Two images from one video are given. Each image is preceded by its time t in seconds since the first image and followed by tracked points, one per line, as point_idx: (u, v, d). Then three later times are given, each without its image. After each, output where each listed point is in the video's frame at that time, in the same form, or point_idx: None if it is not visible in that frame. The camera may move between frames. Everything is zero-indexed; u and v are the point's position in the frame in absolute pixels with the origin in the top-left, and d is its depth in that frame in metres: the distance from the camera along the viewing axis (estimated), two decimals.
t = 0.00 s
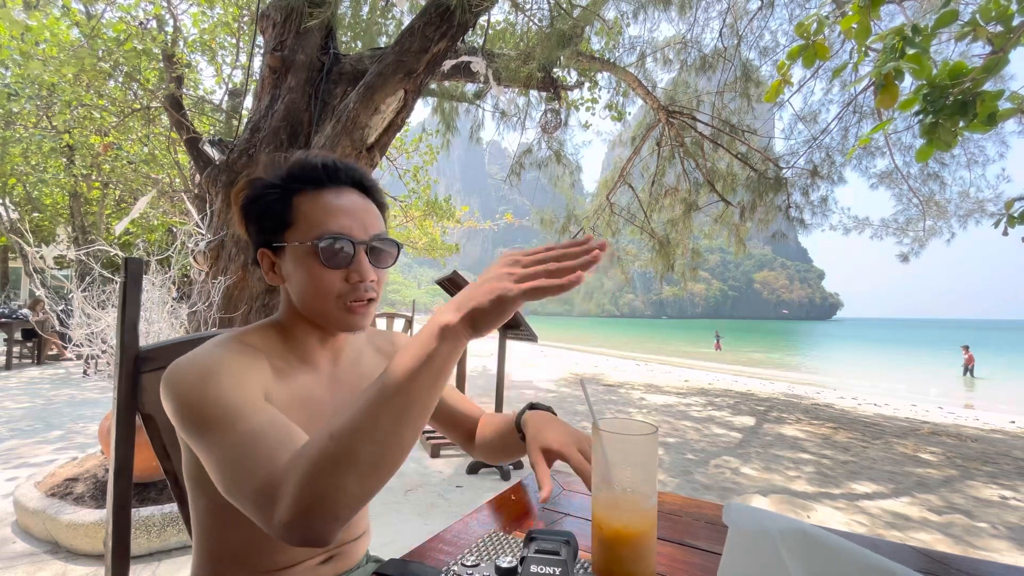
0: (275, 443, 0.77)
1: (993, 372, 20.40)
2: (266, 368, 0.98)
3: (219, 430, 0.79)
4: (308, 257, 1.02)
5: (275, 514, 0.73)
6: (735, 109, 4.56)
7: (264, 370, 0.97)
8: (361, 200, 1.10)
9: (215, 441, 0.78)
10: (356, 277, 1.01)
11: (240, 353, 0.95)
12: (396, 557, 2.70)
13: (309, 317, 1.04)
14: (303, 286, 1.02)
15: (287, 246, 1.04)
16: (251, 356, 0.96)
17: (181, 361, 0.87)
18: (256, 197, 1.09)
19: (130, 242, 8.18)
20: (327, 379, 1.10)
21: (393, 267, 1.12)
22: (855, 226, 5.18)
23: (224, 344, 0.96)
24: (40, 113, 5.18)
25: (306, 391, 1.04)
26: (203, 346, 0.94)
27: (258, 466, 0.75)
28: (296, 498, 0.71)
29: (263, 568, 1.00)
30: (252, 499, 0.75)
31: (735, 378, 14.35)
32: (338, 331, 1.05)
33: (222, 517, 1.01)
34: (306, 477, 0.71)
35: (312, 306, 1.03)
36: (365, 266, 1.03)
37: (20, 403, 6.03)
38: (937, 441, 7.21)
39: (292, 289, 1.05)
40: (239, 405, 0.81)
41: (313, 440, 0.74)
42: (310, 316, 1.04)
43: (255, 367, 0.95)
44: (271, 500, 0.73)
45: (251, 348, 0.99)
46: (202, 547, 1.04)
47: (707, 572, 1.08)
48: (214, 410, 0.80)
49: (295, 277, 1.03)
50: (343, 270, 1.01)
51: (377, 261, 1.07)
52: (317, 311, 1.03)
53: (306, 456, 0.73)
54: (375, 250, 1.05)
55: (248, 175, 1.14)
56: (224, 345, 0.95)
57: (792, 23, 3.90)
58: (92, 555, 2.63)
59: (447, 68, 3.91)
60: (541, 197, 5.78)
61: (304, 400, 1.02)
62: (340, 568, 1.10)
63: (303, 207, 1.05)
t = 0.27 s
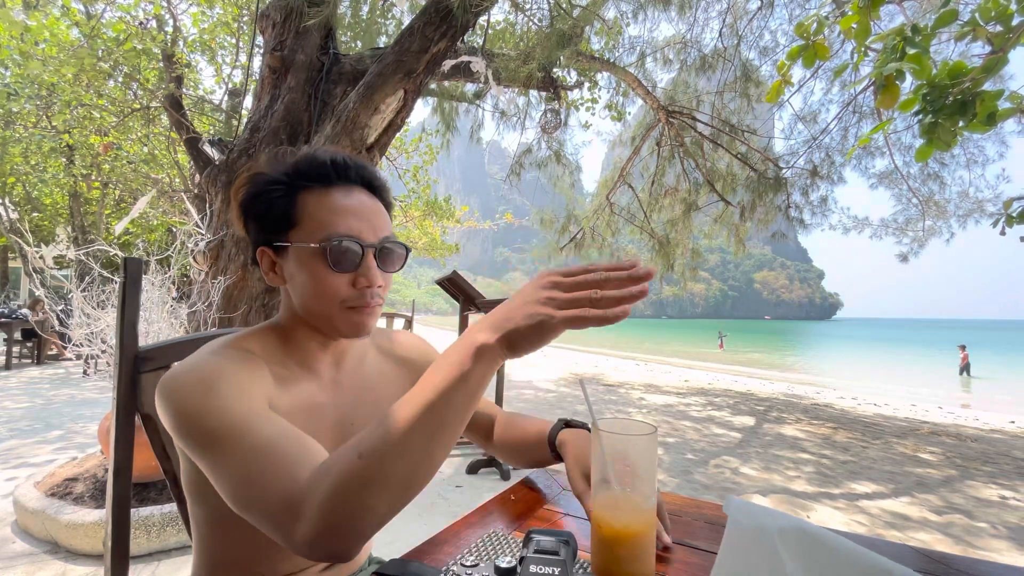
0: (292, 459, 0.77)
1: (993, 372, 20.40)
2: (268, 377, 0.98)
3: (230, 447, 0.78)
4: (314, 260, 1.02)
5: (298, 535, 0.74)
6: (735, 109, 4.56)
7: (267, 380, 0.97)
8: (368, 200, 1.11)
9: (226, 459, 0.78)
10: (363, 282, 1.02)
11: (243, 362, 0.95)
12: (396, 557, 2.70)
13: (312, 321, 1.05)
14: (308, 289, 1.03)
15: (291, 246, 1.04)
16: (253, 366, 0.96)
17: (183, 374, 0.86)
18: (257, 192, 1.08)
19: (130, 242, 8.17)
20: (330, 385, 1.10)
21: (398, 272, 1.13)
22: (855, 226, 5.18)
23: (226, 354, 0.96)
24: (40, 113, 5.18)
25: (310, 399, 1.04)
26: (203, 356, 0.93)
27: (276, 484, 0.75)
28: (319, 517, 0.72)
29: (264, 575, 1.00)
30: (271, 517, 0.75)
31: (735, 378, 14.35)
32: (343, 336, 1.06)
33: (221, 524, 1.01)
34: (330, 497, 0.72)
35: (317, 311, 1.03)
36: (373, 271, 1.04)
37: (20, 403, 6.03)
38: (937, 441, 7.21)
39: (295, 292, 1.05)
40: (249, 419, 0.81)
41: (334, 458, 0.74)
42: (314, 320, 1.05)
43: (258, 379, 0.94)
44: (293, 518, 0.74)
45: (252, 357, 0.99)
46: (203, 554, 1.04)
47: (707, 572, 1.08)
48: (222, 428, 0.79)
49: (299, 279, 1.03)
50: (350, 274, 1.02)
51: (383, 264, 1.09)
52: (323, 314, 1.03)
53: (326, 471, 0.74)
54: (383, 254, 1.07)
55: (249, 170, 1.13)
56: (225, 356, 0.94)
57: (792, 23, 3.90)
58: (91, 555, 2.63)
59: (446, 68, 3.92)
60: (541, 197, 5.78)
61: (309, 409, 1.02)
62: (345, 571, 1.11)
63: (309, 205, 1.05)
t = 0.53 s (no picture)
0: (281, 474, 0.78)
1: (993, 372, 20.39)
2: (258, 384, 0.97)
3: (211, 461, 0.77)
4: (328, 261, 1.01)
5: (281, 552, 0.74)
6: (734, 109, 4.56)
7: (257, 387, 0.96)
8: (375, 200, 1.12)
9: (208, 472, 0.76)
10: (380, 283, 1.03)
11: (230, 371, 0.93)
12: (396, 557, 2.70)
13: (320, 325, 1.04)
14: (318, 291, 1.01)
15: (299, 248, 1.02)
16: (242, 374, 0.95)
17: (167, 383, 0.84)
18: (257, 190, 1.05)
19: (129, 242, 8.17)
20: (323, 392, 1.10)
21: (406, 272, 1.16)
22: (855, 226, 5.18)
23: (213, 361, 0.94)
24: (40, 113, 5.18)
25: (301, 406, 1.03)
26: (188, 364, 0.91)
27: (261, 500, 0.75)
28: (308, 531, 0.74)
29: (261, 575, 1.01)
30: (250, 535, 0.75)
31: (735, 378, 14.35)
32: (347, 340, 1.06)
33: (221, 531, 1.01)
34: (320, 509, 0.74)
35: (327, 314, 1.03)
36: (387, 272, 1.05)
37: (20, 403, 6.02)
38: (937, 441, 7.22)
39: (302, 295, 1.04)
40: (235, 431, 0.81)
41: (324, 470, 0.78)
42: (321, 323, 1.04)
43: (246, 387, 0.93)
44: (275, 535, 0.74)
45: (241, 364, 0.98)
46: (201, 555, 1.04)
47: (707, 572, 1.08)
48: (205, 440, 0.78)
49: (309, 281, 1.02)
50: (366, 275, 1.03)
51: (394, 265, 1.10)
52: (333, 318, 1.03)
53: (315, 487, 0.76)
54: (395, 253, 1.08)
55: (245, 167, 1.09)
56: (211, 364, 0.93)
57: (792, 23, 3.89)
58: (91, 555, 2.63)
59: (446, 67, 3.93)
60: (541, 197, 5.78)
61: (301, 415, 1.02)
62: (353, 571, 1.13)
63: (317, 205, 1.03)
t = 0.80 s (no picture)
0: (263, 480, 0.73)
1: (993, 372, 20.39)
2: (251, 386, 0.94)
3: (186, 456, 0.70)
4: (333, 267, 1.01)
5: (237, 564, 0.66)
6: (734, 110, 4.55)
7: (250, 389, 0.93)
8: (380, 204, 1.11)
9: (180, 468, 0.69)
10: (385, 290, 1.04)
11: (224, 370, 0.89)
12: (396, 557, 2.70)
13: (321, 329, 1.03)
14: (323, 297, 1.01)
15: (304, 253, 1.02)
16: (235, 374, 0.91)
17: (157, 377, 0.79)
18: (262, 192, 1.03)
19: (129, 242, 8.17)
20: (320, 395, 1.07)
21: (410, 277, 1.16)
22: (855, 226, 5.17)
23: (205, 361, 0.90)
24: (40, 113, 5.18)
25: (294, 409, 1.01)
26: (182, 362, 0.87)
27: (226, 495, 0.68)
28: (285, 543, 0.68)
29: None
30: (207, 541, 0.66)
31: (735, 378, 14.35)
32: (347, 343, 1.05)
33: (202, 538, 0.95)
34: (303, 517, 0.70)
35: (330, 319, 1.02)
36: (392, 278, 1.06)
37: (20, 403, 6.02)
38: (937, 441, 7.22)
39: (305, 299, 1.03)
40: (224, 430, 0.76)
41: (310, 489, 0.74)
42: (324, 327, 1.03)
43: (237, 389, 0.89)
44: (241, 540, 0.66)
45: (235, 364, 0.94)
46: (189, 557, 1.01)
47: (707, 572, 1.08)
48: (185, 436, 0.72)
49: (314, 287, 1.01)
50: (371, 281, 1.03)
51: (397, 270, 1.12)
52: (338, 323, 1.03)
53: (297, 502, 0.71)
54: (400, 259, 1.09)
55: (251, 168, 1.07)
56: (202, 362, 0.88)
57: (792, 23, 3.89)
58: (91, 555, 2.63)
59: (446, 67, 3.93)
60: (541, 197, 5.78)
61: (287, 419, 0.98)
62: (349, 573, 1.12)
63: (322, 210, 1.02)
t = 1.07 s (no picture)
0: (234, 504, 0.69)
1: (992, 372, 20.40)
2: (251, 389, 0.91)
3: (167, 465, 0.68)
4: (294, 265, 0.99)
5: None
6: (734, 110, 4.55)
7: (250, 392, 0.90)
8: (356, 195, 1.05)
9: (159, 477, 0.67)
10: (344, 288, 0.98)
11: (220, 374, 0.87)
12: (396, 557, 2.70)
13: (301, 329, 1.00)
14: (289, 295, 1.00)
15: (276, 250, 1.02)
16: (233, 377, 0.88)
17: (154, 381, 0.78)
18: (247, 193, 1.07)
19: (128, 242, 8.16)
20: (327, 398, 1.03)
21: (394, 273, 1.08)
22: (855, 226, 5.17)
23: (206, 363, 0.88)
24: (40, 113, 5.18)
25: (299, 411, 0.97)
26: (182, 365, 0.86)
27: (195, 519, 0.65)
28: None
29: None
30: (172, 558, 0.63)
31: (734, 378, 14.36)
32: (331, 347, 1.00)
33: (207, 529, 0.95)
34: (260, 558, 0.66)
35: (299, 318, 1.00)
36: (355, 275, 0.99)
37: (20, 403, 6.02)
38: (937, 441, 7.22)
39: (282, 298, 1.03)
40: (206, 443, 0.73)
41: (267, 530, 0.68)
42: (299, 328, 1.01)
43: (234, 395, 0.86)
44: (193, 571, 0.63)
45: (234, 366, 0.91)
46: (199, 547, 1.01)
47: (706, 572, 1.08)
48: (172, 443, 0.70)
49: (283, 285, 1.01)
50: (331, 279, 0.98)
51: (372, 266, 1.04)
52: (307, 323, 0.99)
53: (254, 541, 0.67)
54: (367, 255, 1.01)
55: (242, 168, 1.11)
56: (204, 365, 0.87)
57: (792, 23, 3.89)
58: (91, 555, 2.62)
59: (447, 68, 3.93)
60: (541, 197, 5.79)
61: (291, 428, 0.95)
62: None
63: (293, 207, 1.02)
